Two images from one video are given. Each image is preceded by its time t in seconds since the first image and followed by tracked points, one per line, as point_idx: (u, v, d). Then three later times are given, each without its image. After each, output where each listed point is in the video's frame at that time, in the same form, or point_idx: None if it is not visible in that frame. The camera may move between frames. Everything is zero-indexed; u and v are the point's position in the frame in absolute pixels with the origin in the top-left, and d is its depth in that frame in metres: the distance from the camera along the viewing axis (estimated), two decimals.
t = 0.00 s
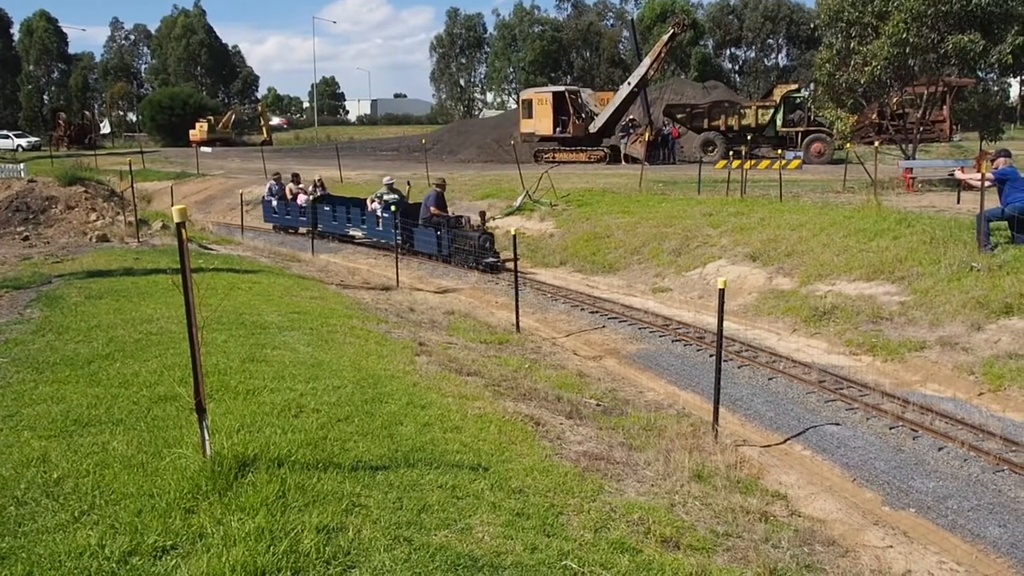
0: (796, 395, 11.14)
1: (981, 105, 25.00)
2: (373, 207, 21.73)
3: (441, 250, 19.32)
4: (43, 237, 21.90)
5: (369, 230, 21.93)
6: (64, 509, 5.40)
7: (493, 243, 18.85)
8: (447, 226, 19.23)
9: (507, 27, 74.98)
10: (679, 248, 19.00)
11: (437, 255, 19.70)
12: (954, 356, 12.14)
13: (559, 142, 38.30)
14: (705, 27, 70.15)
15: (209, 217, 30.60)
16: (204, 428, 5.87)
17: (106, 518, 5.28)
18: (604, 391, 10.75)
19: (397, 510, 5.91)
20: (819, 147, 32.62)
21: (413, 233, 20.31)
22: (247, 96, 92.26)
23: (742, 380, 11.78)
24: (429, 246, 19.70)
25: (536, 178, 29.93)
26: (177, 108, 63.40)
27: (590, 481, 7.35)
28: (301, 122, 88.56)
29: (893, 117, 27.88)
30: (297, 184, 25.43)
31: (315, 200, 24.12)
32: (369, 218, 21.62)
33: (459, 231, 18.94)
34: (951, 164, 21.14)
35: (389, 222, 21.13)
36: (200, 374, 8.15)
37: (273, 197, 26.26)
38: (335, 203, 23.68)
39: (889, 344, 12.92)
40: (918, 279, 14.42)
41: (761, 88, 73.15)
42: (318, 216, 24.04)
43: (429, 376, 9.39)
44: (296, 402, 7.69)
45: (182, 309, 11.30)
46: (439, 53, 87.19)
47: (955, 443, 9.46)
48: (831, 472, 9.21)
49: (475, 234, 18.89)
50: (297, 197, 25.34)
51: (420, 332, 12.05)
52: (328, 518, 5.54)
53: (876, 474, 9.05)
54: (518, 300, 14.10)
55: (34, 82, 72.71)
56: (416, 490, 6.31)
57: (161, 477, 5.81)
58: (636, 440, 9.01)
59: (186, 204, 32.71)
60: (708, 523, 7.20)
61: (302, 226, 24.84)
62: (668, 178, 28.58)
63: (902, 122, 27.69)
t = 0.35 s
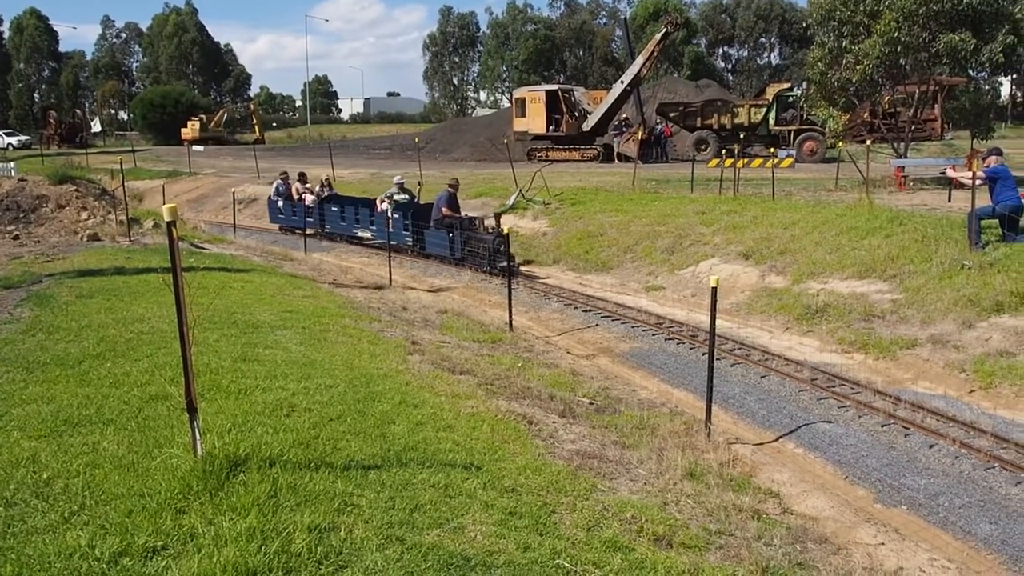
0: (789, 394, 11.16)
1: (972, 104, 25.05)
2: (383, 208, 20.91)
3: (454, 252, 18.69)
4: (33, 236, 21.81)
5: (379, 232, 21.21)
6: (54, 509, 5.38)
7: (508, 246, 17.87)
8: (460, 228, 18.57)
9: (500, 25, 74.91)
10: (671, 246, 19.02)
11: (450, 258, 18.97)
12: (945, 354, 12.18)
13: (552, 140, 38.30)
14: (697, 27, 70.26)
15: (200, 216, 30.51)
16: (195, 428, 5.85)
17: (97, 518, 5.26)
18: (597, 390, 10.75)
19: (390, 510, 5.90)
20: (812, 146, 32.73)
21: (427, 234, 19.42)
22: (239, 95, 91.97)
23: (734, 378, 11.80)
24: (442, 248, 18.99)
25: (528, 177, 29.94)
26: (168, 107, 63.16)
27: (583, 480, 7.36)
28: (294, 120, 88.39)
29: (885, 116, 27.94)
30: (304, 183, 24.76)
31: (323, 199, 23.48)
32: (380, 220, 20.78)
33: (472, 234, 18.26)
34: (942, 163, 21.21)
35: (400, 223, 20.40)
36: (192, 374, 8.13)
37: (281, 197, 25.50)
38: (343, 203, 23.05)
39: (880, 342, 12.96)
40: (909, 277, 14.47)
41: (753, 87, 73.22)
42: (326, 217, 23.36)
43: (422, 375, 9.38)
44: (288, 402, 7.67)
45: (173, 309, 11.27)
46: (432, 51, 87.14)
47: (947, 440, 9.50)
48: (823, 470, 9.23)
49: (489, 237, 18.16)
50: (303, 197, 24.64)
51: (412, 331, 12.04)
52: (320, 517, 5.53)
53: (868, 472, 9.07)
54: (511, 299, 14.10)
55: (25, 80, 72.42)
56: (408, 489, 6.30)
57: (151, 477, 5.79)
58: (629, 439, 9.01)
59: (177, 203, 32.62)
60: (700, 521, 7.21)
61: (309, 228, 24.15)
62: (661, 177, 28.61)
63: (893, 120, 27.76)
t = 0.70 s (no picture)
0: (778, 391, 11.19)
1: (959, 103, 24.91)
2: (390, 210, 20.32)
3: (464, 255, 17.94)
4: (20, 235, 21.68)
5: (386, 233, 20.54)
6: (42, 510, 5.34)
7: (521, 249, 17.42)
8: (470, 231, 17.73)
9: (491, 23, 75.29)
10: (662, 245, 19.05)
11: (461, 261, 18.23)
12: (934, 352, 12.24)
13: (542, 139, 38.29)
14: (687, 26, 70.41)
15: (189, 215, 30.39)
16: (183, 428, 5.83)
17: (85, 519, 5.23)
18: (588, 389, 10.76)
19: (379, 509, 5.89)
20: (801, 144, 32.81)
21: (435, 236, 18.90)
22: (228, 93, 91.56)
23: (724, 376, 11.84)
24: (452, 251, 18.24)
25: (519, 176, 29.94)
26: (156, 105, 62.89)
27: (573, 478, 7.36)
28: (284, 119, 88.17)
29: (874, 115, 28.05)
30: (308, 183, 23.97)
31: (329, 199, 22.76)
32: (385, 221, 20.20)
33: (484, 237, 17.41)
34: (931, 161, 21.33)
35: (409, 224, 19.68)
36: (181, 373, 8.09)
37: (283, 197, 24.74)
38: (348, 203, 22.31)
39: (869, 340, 13.01)
40: (898, 276, 14.53)
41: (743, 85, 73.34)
42: (330, 218, 22.65)
43: (412, 374, 9.36)
44: (277, 401, 7.65)
45: (161, 308, 11.22)
46: (422, 50, 87.03)
47: (935, 438, 9.54)
48: (813, 468, 9.26)
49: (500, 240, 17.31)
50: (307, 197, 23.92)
51: (403, 330, 12.02)
52: (309, 517, 5.52)
53: (857, 469, 9.11)
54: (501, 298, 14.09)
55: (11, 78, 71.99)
56: (398, 488, 6.29)
57: (139, 478, 5.76)
58: (619, 437, 9.02)
59: (166, 202, 32.50)
60: (690, 519, 7.23)
61: (311, 229, 23.45)
62: (651, 176, 28.65)
63: (882, 120, 27.87)
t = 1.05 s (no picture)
0: (765, 388, 11.24)
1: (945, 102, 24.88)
2: (395, 209, 19.56)
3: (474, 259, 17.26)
4: (4, 233, 21.52)
5: (391, 234, 19.83)
6: (25, 510, 5.31)
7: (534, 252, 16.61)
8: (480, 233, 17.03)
9: (478, 21, 74.85)
10: (649, 243, 19.09)
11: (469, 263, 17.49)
12: (919, 348, 12.32)
13: (530, 136, 38.25)
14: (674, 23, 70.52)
15: (175, 213, 30.25)
16: (169, 427, 5.80)
17: (69, 518, 5.21)
18: (575, 386, 10.78)
19: (367, 507, 5.88)
20: (788, 142, 32.86)
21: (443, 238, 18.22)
22: (214, 90, 91.08)
23: (711, 373, 11.87)
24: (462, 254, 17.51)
25: (506, 173, 29.95)
26: (141, 102, 62.52)
27: (560, 475, 7.38)
28: (271, 116, 87.83)
29: (860, 112, 28.15)
30: (310, 181, 23.08)
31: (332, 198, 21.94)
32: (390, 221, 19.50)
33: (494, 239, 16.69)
34: (916, 159, 21.46)
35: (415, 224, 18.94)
36: (167, 372, 8.04)
37: (286, 196, 23.89)
38: (352, 202, 21.50)
39: (855, 336, 13.07)
40: (884, 272, 14.62)
41: (730, 83, 73.47)
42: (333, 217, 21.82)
43: (399, 372, 9.35)
44: (263, 399, 7.63)
45: (147, 306, 11.16)
46: (409, 47, 86.90)
47: (920, 433, 9.61)
48: (799, 464, 9.31)
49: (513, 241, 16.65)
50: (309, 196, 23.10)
51: (390, 328, 12.00)
52: (296, 516, 5.51)
53: (844, 465, 9.16)
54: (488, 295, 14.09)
55: None
56: (385, 486, 6.28)
57: (124, 477, 5.74)
58: (607, 434, 9.04)
59: (151, 200, 32.34)
60: (678, 515, 7.26)
61: (314, 229, 22.64)
62: (639, 173, 28.70)
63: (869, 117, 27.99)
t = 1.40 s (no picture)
0: (749, 384, 11.29)
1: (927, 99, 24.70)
2: (399, 209, 18.78)
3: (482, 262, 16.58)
4: None
5: (395, 235, 19.11)
6: (4, 511, 5.26)
7: (546, 254, 16.02)
8: (489, 235, 16.25)
9: (463, 19, 74.16)
10: (634, 240, 19.12)
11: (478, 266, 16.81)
12: (901, 344, 12.41)
13: (515, 134, 38.24)
14: (659, 21, 70.65)
15: (156, 211, 30.04)
16: (151, 426, 5.77)
17: (49, 519, 5.16)
18: (560, 383, 10.79)
19: (351, 506, 5.87)
20: (772, 140, 32.94)
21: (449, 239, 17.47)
22: (196, 87, 90.47)
23: (696, 370, 11.91)
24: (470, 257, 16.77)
25: (491, 171, 29.95)
26: (123, 99, 61.99)
27: (545, 473, 7.39)
28: (254, 113, 87.34)
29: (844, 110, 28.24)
30: (309, 180, 22.54)
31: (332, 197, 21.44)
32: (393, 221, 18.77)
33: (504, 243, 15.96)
34: (899, 157, 21.61)
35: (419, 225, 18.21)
36: (149, 371, 8.00)
37: (286, 195, 23.47)
38: (353, 201, 21.02)
39: (838, 333, 13.15)
40: (867, 269, 14.71)
41: (714, 81, 73.68)
42: (334, 217, 21.40)
43: (384, 370, 9.34)
44: (247, 398, 7.59)
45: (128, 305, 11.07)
46: (394, 44, 86.63)
47: (902, 429, 9.68)
48: (783, 459, 9.37)
49: (524, 244, 15.92)
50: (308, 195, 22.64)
51: (375, 326, 11.98)
52: (280, 515, 5.50)
53: (827, 460, 9.22)
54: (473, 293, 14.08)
55: None
56: (369, 485, 6.27)
57: (105, 477, 5.70)
58: (592, 431, 9.05)
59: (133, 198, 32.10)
60: (662, 511, 7.29)
61: (314, 229, 22.23)
62: (624, 171, 28.75)
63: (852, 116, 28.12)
